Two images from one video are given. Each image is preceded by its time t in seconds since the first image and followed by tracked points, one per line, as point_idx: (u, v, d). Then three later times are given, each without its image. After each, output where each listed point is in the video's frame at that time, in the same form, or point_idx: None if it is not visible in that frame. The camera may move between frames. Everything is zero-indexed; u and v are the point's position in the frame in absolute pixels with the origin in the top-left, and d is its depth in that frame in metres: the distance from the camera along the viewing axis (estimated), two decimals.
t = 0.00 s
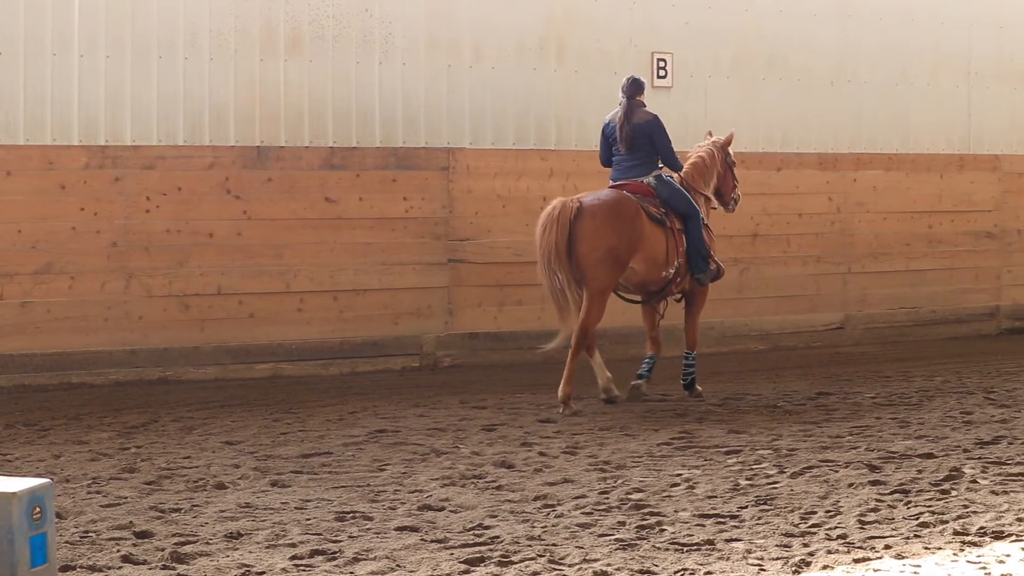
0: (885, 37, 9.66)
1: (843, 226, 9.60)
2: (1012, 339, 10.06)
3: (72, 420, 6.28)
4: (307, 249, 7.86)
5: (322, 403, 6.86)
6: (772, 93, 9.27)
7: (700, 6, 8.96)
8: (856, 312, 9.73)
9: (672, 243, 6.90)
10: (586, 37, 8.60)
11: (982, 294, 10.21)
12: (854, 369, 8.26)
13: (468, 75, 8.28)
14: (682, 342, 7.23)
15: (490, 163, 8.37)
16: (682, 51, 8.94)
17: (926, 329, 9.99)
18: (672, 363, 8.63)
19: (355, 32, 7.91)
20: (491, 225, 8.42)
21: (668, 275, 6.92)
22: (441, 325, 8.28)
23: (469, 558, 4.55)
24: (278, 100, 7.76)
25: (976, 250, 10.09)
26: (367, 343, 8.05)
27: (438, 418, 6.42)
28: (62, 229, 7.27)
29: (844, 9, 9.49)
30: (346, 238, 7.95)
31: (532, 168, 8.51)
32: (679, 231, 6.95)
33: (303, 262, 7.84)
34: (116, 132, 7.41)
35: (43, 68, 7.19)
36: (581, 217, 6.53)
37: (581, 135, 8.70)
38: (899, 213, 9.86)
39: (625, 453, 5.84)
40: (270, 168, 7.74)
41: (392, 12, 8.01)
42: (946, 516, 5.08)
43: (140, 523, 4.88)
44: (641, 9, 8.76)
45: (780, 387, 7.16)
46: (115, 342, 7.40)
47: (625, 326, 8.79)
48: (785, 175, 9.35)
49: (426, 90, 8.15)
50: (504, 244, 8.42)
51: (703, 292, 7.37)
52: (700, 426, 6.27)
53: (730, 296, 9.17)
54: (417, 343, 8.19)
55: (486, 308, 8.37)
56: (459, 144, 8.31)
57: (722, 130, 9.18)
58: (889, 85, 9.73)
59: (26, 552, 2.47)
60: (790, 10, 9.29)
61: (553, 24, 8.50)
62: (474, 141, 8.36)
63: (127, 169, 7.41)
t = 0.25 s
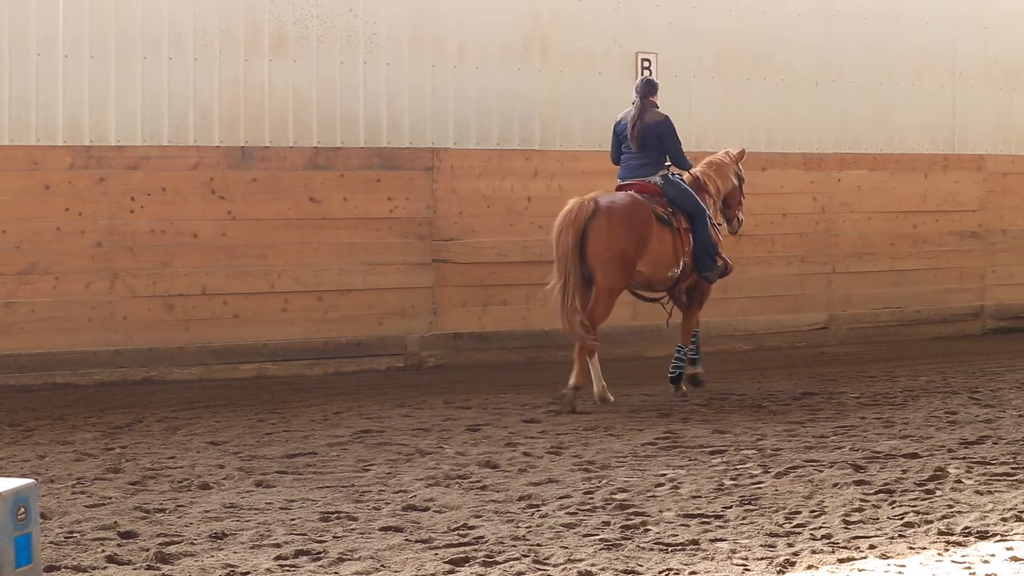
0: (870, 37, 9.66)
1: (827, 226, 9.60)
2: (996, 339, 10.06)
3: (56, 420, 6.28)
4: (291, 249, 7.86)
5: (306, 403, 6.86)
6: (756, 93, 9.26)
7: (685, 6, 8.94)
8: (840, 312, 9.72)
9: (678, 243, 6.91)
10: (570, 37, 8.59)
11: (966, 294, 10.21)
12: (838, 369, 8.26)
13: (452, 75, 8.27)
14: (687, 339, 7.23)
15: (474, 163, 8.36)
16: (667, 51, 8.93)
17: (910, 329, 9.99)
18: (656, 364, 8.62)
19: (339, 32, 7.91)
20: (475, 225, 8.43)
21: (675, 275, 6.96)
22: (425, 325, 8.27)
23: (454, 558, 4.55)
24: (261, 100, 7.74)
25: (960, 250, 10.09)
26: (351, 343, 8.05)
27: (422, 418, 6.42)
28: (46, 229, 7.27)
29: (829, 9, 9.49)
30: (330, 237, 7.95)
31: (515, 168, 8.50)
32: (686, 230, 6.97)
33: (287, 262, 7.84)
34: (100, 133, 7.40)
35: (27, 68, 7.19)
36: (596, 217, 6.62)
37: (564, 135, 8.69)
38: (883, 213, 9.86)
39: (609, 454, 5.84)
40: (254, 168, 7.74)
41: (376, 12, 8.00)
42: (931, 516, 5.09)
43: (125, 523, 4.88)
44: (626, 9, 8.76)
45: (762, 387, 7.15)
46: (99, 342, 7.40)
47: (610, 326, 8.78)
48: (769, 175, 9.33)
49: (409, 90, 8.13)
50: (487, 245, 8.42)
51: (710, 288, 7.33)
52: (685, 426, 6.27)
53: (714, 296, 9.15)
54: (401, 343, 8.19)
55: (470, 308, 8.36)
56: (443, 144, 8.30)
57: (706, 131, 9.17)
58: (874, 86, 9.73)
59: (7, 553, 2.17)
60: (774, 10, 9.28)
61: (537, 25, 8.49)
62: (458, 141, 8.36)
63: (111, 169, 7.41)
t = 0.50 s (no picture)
0: (856, 37, 9.65)
1: (812, 226, 9.59)
2: (981, 339, 10.07)
3: (42, 420, 6.28)
4: (276, 249, 7.85)
5: (292, 403, 6.86)
6: (742, 94, 9.25)
7: (672, 6, 8.93)
8: (826, 312, 9.73)
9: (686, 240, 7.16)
10: (556, 37, 8.59)
11: (951, 294, 10.21)
12: (824, 369, 8.27)
13: (437, 76, 8.26)
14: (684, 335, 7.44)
15: (459, 163, 8.36)
16: (653, 51, 8.92)
17: (895, 329, 10.00)
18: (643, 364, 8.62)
19: (325, 32, 7.90)
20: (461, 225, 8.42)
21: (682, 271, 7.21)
22: (411, 325, 8.27)
23: (439, 558, 4.55)
24: (247, 101, 7.74)
25: (945, 250, 10.10)
26: (337, 342, 8.04)
27: (408, 418, 6.41)
28: (32, 229, 7.26)
29: (815, 9, 9.48)
30: (316, 238, 7.95)
31: (500, 168, 8.48)
32: (691, 228, 7.22)
33: (273, 262, 7.83)
34: (86, 133, 7.40)
35: (13, 69, 7.18)
36: (615, 214, 6.88)
37: (550, 135, 8.68)
38: (869, 213, 9.86)
39: (595, 453, 5.84)
40: (240, 168, 7.74)
41: (361, 12, 7.99)
42: (917, 516, 5.09)
43: (111, 523, 4.88)
44: (612, 9, 8.75)
45: (747, 387, 7.15)
46: (85, 342, 7.40)
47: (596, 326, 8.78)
48: (754, 175, 9.32)
49: (395, 90, 8.12)
50: (472, 245, 8.41)
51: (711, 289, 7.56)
52: (671, 425, 6.27)
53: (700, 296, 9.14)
54: (387, 343, 8.19)
55: (456, 308, 8.36)
56: (429, 143, 8.30)
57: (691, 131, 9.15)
58: (860, 85, 9.72)
59: None
60: (760, 10, 9.26)
61: (522, 25, 8.48)
62: (444, 141, 8.36)
63: (97, 169, 7.41)
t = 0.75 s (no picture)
0: (842, 38, 9.65)
1: (798, 226, 9.58)
2: (968, 339, 10.04)
3: (28, 420, 6.28)
4: (262, 249, 7.83)
5: (277, 403, 6.85)
6: (728, 94, 9.25)
7: (658, 7, 8.93)
8: (812, 312, 9.71)
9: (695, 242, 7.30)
10: (542, 37, 8.59)
11: (938, 294, 10.19)
12: (811, 370, 8.26)
13: (424, 75, 8.26)
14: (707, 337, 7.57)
15: (445, 163, 8.35)
16: (639, 51, 8.92)
17: (881, 330, 9.97)
18: (629, 364, 8.60)
19: (311, 32, 7.90)
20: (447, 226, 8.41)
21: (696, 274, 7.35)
22: (396, 326, 8.25)
23: (425, 558, 4.55)
24: (233, 101, 7.74)
25: (932, 250, 10.08)
26: (323, 343, 8.02)
27: (393, 418, 6.41)
28: (18, 229, 7.26)
29: (801, 9, 9.48)
30: (302, 238, 7.94)
31: (486, 168, 8.47)
32: (703, 231, 7.34)
33: (258, 262, 7.82)
34: (72, 133, 7.41)
35: None
36: (629, 221, 7.00)
37: (536, 135, 8.67)
38: (855, 213, 9.84)
39: (581, 454, 5.84)
40: (226, 168, 7.73)
41: (347, 12, 7.99)
42: (902, 516, 5.10)
43: (97, 523, 4.87)
44: (598, 9, 8.75)
45: (732, 387, 7.15)
46: (71, 342, 7.39)
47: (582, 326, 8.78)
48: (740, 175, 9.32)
49: (380, 90, 8.12)
50: (457, 245, 8.38)
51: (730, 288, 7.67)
52: (657, 425, 6.27)
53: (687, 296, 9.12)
54: (372, 343, 8.16)
55: (442, 308, 8.34)
56: (415, 144, 8.29)
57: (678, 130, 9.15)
58: (846, 86, 9.71)
59: None
60: (746, 10, 9.26)
61: (509, 25, 8.48)
62: (430, 141, 8.35)
63: (83, 169, 7.41)
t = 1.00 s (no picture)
0: (825, 38, 9.64)
1: (781, 226, 9.56)
2: (951, 339, 10.05)
3: (12, 420, 6.28)
4: (245, 249, 7.83)
5: (260, 403, 6.85)
6: (711, 94, 9.24)
7: (642, 7, 8.92)
8: (795, 312, 9.69)
9: (708, 237, 7.42)
10: (525, 37, 8.58)
11: (921, 294, 10.20)
12: (796, 370, 8.26)
13: (407, 75, 8.25)
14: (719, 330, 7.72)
15: (428, 163, 8.35)
16: (622, 51, 8.90)
17: (864, 329, 9.96)
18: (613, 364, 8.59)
19: (294, 33, 7.90)
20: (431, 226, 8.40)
21: (706, 267, 7.45)
22: (380, 326, 8.25)
23: (409, 558, 4.55)
24: (216, 101, 7.74)
25: (915, 250, 10.08)
26: (306, 343, 8.02)
27: (376, 418, 6.41)
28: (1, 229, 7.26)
29: (784, 9, 9.46)
30: (285, 239, 7.93)
31: (469, 169, 8.46)
32: (714, 226, 7.46)
33: (241, 262, 7.81)
34: (55, 133, 7.42)
35: None
36: (635, 212, 7.08)
37: (519, 135, 8.66)
38: (838, 213, 9.82)
39: (564, 453, 5.84)
40: (209, 168, 7.73)
41: (331, 12, 7.99)
42: (886, 516, 5.10)
43: (80, 524, 4.87)
44: (581, 9, 8.74)
45: (715, 386, 7.15)
46: (55, 343, 7.40)
47: (567, 326, 8.78)
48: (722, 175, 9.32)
49: (363, 90, 8.11)
50: (440, 244, 8.37)
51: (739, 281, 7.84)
52: (640, 425, 6.27)
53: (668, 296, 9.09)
54: (355, 343, 8.15)
55: (425, 308, 8.32)
56: (398, 144, 8.28)
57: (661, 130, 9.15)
58: (829, 86, 9.69)
59: None
60: (729, 10, 9.24)
61: (491, 24, 8.46)
62: (413, 141, 8.34)
63: (67, 169, 7.41)
